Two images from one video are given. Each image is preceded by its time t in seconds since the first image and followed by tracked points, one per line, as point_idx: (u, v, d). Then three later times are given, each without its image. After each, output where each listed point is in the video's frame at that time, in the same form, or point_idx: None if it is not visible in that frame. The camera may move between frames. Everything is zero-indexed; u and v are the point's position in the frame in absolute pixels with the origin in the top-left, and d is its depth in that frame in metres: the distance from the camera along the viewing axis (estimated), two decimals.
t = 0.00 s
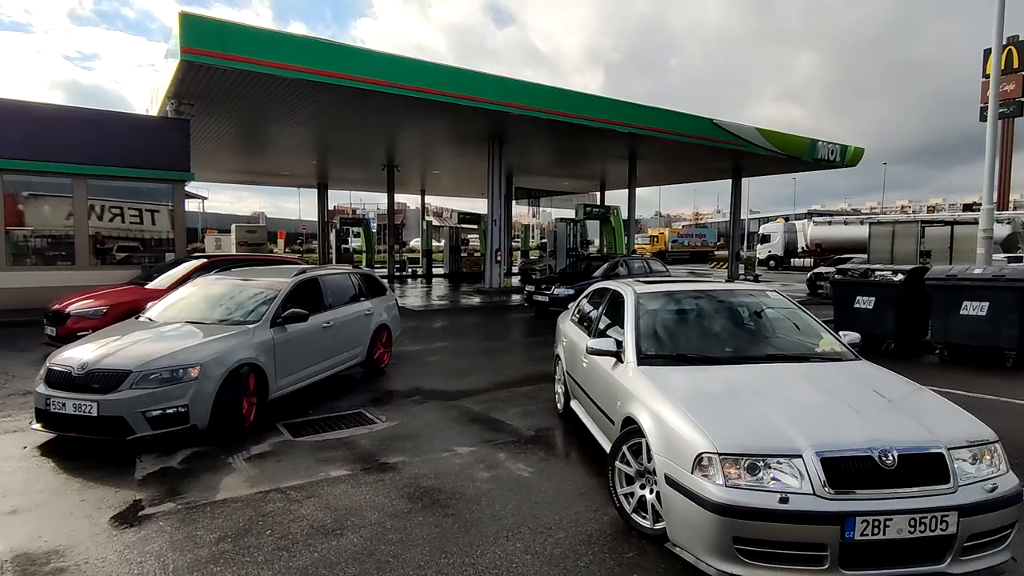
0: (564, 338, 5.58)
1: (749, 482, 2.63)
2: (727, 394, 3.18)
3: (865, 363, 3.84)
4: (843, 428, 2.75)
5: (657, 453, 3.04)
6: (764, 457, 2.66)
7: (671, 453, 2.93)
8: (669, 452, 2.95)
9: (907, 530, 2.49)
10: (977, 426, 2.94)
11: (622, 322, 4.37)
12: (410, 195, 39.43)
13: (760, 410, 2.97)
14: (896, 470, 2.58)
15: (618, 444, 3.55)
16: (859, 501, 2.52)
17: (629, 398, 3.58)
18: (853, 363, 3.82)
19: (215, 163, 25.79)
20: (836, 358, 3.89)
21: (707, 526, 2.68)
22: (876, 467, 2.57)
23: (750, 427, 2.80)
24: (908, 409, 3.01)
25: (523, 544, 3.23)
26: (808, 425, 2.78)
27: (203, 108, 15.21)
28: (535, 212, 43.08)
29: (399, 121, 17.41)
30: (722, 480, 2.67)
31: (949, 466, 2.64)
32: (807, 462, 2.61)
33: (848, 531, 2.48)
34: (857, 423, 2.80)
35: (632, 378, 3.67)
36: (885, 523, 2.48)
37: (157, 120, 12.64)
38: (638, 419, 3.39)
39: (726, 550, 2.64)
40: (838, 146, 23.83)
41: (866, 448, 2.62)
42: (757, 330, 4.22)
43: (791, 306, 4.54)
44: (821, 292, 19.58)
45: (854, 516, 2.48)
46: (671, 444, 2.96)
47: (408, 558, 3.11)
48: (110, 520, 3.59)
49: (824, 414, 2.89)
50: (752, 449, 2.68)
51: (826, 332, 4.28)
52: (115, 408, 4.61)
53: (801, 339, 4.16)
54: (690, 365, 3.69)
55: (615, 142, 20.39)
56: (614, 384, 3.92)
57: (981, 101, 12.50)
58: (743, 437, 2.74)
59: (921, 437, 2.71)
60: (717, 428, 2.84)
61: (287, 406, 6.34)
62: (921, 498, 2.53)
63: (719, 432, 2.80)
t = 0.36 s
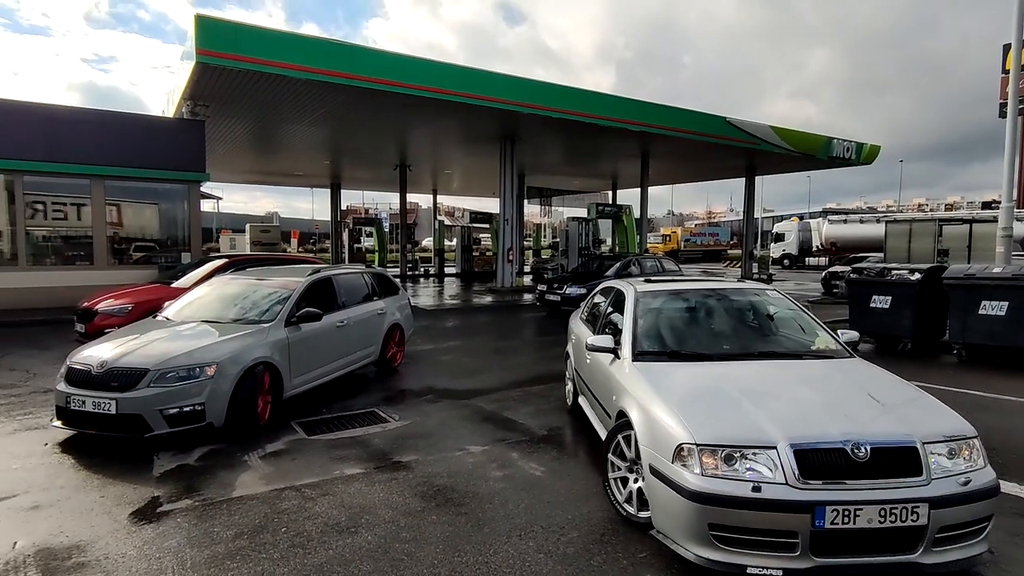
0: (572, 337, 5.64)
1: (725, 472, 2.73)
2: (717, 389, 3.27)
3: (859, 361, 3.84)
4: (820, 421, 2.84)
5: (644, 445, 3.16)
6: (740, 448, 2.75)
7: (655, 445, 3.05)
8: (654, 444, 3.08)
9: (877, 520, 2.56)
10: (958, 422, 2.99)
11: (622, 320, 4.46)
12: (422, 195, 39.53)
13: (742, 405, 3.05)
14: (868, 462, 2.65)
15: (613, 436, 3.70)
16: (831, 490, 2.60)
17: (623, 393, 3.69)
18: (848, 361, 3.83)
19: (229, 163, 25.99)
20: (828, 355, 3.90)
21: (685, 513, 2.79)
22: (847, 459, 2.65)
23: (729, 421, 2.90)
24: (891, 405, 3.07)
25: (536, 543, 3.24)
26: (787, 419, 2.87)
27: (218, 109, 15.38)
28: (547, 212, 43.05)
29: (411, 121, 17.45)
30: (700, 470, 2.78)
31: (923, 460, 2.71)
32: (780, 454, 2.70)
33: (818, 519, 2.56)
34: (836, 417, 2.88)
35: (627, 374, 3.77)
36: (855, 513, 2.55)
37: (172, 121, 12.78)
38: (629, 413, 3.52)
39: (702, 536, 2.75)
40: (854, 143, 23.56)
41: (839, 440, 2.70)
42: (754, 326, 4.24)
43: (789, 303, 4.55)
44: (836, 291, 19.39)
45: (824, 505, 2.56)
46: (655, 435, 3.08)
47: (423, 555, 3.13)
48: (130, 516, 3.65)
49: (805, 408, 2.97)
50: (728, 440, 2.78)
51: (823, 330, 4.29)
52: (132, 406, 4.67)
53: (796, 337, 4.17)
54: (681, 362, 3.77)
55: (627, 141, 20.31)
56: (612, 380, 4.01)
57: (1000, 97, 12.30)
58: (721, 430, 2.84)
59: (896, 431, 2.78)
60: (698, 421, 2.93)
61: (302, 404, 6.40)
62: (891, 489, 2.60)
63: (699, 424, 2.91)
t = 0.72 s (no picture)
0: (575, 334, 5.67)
1: (701, 461, 2.81)
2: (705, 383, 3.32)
3: (848, 357, 3.82)
4: (797, 413, 2.89)
5: (629, 435, 3.25)
6: (717, 438, 2.82)
7: (638, 435, 3.14)
8: (637, 434, 3.17)
9: (847, 508, 2.61)
10: (936, 415, 3.02)
11: (618, 317, 4.50)
12: (429, 194, 39.54)
13: (722, 397, 3.12)
14: (840, 452, 2.70)
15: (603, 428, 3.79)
16: (802, 479, 2.66)
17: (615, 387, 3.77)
18: (838, 356, 3.82)
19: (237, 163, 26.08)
20: (815, 351, 3.89)
21: (663, 500, 2.88)
22: (820, 450, 2.70)
23: (708, 413, 2.97)
24: (871, 399, 3.10)
25: (543, 542, 3.23)
26: (765, 410, 2.93)
27: (225, 109, 15.44)
28: (554, 210, 42.98)
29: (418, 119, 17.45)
30: (677, 458, 2.86)
31: (896, 451, 2.75)
32: (755, 444, 2.76)
33: (789, 507, 2.63)
34: (814, 408, 2.93)
35: (618, 369, 3.84)
36: (826, 501, 2.61)
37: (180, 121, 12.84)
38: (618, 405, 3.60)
39: (678, 522, 2.84)
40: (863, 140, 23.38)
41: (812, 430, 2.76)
42: (744, 324, 4.24)
43: (782, 300, 4.52)
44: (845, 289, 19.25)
45: (795, 493, 2.62)
46: (638, 426, 3.17)
47: (430, 553, 3.13)
48: (138, 513, 3.67)
49: (786, 401, 3.02)
50: (705, 430, 2.86)
51: (813, 326, 4.25)
52: (141, 404, 4.69)
53: (784, 334, 4.15)
54: (670, 357, 3.81)
55: (634, 138, 20.24)
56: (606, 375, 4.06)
57: (1011, 93, 12.17)
58: (699, 421, 2.91)
59: (871, 424, 2.82)
60: (680, 413, 3.01)
61: (309, 403, 6.40)
62: (862, 479, 2.65)
63: (680, 415, 2.99)
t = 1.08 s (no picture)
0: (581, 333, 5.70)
1: (679, 448, 2.93)
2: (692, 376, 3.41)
3: (835, 352, 3.82)
4: (773, 403, 2.98)
5: (617, 425, 3.37)
6: (695, 426, 2.93)
7: (625, 424, 3.26)
8: (624, 423, 3.29)
9: (817, 494, 2.70)
10: (911, 406, 3.07)
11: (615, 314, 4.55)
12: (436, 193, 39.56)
13: (704, 388, 3.22)
14: (812, 441, 2.79)
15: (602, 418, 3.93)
16: (774, 466, 2.76)
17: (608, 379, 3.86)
18: (824, 351, 3.83)
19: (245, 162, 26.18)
20: (805, 347, 3.89)
21: (644, 485, 3.01)
22: (793, 439, 2.79)
23: (689, 403, 3.07)
24: (849, 390, 3.16)
25: (552, 539, 3.24)
26: (742, 401, 3.02)
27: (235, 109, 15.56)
28: (562, 209, 42.90)
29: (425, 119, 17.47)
30: (658, 446, 2.98)
31: (867, 441, 2.82)
32: (730, 432, 2.87)
33: (761, 492, 2.73)
34: (790, 399, 3.02)
35: (611, 363, 3.92)
36: (797, 487, 2.71)
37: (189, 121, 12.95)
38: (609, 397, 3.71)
39: (658, 507, 2.96)
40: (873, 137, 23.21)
41: (784, 420, 2.85)
42: (740, 320, 4.24)
43: (779, 297, 4.49)
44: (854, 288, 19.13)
45: (767, 479, 2.73)
46: (624, 415, 3.29)
47: (440, 550, 3.15)
48: (152, 509, 3.71)
49: (766, 393, 3.10)
50: (684, 419, 2.97)
51: (805, 321, 4.24)
52: (153, 402, 4.74)
53: (776, 330, 4.14)
54: (662, 351, 3.85)
55: (641, 137, 20.18)
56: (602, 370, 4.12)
57: None
58: (679, 410, 3.03)
59: (844, 415, 2.89)
60: (662, 403, 3.12)
61: (318, 401, 6.42)
62: (833, 467, 2.74)
63: (661, 405, 3.10)
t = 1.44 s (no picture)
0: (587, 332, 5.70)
1: (663, 440, 2.99)
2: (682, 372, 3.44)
3: (827, 349, 3.82)
4: (754, 397, 3.03)
5: (608, 419, 3.44)
6: (678, 419, 2.99)
7: (614, 417, 3.33)
8: (614, 416, 3.35)
9: (792, 484, 2.75)
10: (890, 401, 3.09)
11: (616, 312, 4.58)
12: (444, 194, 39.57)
13: (689, 382, 3.27)
14: (787, 433, 2.84)
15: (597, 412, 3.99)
16: (749, 456, 2.82)
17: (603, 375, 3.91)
18: (814, 348, 3.83)
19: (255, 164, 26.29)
20: (797, 344, 3.89)
21: (629, 474, 3.08)
22: (769, 432, 2.85)
23: (676, 397, 3.12)
24: (830, 386, 3.19)
25: (560, 540, 3.23)
26: (725, 395, 3.06)
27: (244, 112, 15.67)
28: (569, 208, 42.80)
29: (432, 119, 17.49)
30: (642, 437, 3.04)
31: (842, 433, 2.86)
32: (709, 425, 2.92)
33: (737, 481, 2.79)
34: (773, 393, 3.05)
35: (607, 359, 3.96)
36: (772, 476, 2.76)
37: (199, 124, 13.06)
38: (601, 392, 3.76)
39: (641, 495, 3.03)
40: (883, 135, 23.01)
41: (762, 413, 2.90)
42: (739, 318, 4.24)
43: (780, 296, 4.48)
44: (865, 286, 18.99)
45: (742, 469, 2.79)
46: (614, 409, 3.36)
47: (449, 550, 3.16)
48: (163, 509, 3.75)
49: (750, 387, 3.15)
50: (669, 413, 3.03)
51: (799, 319, 4.24)
52: (165, 402, 4.78)
53: (775, 329, 4.13)
54: (656, 349, 3.87)
55: (649, 136, 20.12)
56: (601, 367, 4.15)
57: None
58: (667, 405, 3.08)
59: (822, 409, 2.92)
60: (649, 396, 3.17)
61: (327, 401, 6.46)
62: (808, 457, 2.79)
63: (648, 399, 3.15)
